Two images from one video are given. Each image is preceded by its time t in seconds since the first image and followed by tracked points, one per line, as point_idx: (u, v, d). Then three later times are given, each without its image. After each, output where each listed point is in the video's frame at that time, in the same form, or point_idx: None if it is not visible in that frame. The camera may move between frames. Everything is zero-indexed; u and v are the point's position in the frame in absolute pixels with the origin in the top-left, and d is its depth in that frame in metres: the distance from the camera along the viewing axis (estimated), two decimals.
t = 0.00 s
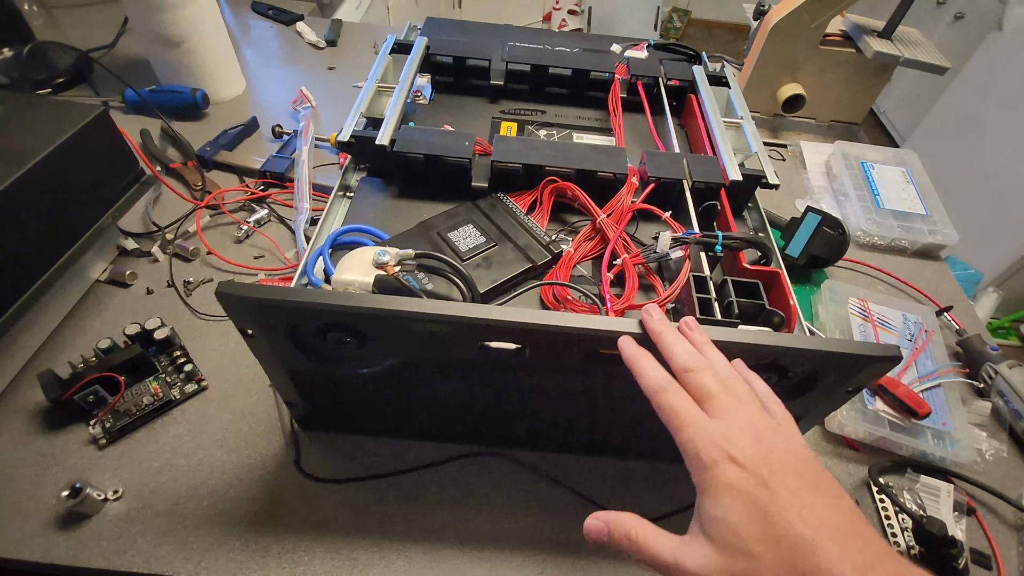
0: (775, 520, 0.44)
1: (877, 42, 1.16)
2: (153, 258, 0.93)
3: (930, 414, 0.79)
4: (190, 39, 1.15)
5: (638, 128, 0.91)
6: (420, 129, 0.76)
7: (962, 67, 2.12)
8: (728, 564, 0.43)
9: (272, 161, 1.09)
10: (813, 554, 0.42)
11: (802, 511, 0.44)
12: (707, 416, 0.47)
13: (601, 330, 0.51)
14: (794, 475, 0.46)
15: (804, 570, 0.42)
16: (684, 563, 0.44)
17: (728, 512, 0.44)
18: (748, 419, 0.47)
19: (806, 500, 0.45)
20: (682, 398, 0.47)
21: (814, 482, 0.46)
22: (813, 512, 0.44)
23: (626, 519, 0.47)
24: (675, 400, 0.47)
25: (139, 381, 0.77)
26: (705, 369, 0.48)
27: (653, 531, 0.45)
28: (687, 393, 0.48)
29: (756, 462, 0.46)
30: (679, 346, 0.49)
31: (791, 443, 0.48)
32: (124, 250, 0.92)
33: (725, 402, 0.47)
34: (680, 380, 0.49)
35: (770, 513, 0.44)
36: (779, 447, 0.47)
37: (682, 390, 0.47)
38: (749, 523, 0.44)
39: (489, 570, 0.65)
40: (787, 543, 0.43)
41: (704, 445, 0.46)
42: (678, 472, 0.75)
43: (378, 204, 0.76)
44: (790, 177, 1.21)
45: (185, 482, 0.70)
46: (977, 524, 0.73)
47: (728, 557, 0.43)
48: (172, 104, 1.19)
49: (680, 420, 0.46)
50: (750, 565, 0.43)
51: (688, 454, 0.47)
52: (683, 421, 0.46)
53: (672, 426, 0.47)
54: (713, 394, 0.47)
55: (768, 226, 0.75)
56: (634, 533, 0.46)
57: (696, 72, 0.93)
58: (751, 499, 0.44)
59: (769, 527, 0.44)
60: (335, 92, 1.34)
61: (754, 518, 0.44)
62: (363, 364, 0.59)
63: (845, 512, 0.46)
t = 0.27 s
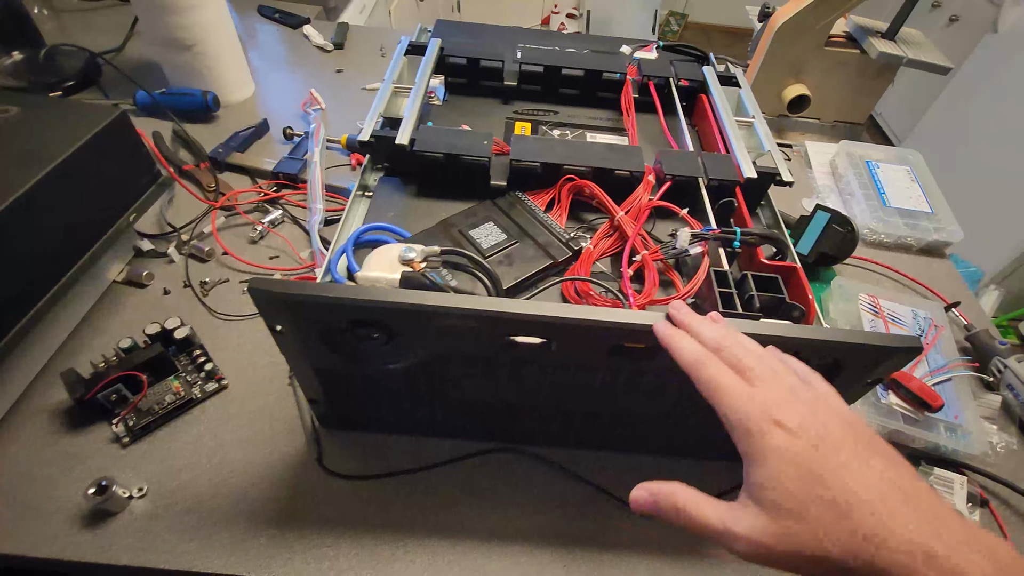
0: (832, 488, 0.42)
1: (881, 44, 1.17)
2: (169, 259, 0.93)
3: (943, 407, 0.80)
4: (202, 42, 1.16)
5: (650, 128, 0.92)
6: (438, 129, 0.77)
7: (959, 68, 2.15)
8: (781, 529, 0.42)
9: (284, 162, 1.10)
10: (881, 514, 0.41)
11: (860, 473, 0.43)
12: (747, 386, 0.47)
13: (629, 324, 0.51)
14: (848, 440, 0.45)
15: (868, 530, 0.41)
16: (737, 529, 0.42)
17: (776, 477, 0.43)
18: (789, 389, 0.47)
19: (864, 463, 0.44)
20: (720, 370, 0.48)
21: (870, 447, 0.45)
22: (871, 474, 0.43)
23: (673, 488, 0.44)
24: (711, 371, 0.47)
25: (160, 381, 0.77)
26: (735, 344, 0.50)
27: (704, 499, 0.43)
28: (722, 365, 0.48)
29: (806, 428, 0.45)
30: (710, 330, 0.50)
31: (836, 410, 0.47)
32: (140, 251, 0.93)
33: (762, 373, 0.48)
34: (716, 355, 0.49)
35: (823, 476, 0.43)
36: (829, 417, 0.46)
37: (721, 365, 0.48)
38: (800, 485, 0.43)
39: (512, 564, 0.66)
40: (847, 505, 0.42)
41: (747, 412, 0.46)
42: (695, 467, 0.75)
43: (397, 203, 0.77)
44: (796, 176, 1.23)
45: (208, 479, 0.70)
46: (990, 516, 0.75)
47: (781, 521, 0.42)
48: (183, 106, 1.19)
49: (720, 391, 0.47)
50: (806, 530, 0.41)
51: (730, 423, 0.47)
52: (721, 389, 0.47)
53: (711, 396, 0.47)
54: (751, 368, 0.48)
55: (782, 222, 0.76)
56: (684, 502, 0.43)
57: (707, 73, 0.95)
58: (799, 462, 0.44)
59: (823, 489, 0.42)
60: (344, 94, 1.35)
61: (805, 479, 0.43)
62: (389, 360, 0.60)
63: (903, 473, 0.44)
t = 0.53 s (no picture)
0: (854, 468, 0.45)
1: (880, 46, 1.20)
2: (185, 258, 0.95)
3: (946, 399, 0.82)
4: (214, 46, 1.18)
5: (657, 128, 0.94)
6: (453, 129, 0.79)
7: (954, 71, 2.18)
8: (790, 494, 0.46)
9: (296, 164, 1.11)
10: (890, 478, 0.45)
11: (868, 439, 0.47)
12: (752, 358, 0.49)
13: (647, 315, 0.53)
14: (854, 411, 0.48)
15: (875, 493, 0.45)
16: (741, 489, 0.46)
17: (788, 448, 0.46)
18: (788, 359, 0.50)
19: (872, 435, 0.47)
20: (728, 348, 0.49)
21: (876, 417, 0.49)
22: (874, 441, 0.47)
23: (682, 460, 0.48)
24: (719, 344, 0.49)
25: (180, 377, 0.79)
26: (735, 323, 0.51)
27: (711, 470, 0.47)
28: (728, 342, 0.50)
29: (820, 404, 0.48)
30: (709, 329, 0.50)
31: (835, 381, 0.50)
32: (155, 251, 0.94)
33: (765, 348, 0.50)
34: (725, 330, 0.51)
35: (836, 444, 0.46)
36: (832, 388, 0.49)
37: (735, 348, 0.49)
38: (814, 455, 0.46)
39: (530, 553, 0.67)
40: (861, 470, 0.45)
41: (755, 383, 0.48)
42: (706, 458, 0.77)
43: (414, 202, 0.78)
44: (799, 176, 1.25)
45: (230, 473, 0.71)
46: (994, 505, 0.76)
47: (791, 487, 0.46)
48: (195, 110, 1.21)
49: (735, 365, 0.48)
50: (815, 493, 0.45)
51: (741, 394, 0.48)
52: (729, 364, 0.48)
53: (720, 368, 0.48)
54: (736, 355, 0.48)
55: (789, 219, 0.78)
56: (693, 473, 0.47)
57: (713, 75, 0.97)
58: (812, 432, 0.46)
59: (835, 457, 0.46)
60: (352, 97, 1.37)
61: (816, 449, 0.46)
62: (412, 353, 0.62)
63: (899, 438, 0.48)
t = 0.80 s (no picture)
0: (844, 436, 0.46)
1: (871, 51, 1.22)
2: (191, 261, 0.96)
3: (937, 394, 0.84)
4: (218, 52, 1.19)
5: (654, 132, 0.96)
6: (456, 133, 0.81)
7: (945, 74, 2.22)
8: (778, 460, 0.46)
9: (299, 168, 1.13)
10: (879, 453, 0.46)
11: (855, 409, 0.47)
12: (744, 327, 0.48)
13: (647, 312, 0.54)
14: (845, 384, 0.48)
15: (868, 465, 0.45)
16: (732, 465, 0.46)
17: (777, 416, 0.46)
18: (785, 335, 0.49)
19: (867, 410, 0.47)
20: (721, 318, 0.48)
21: (863, 388, 0.49)
22: (879, 425, 0.47)
23: (668, 432, 0.47)
24: (711, 312, 0.48)
25: (188, 377, 0.80)
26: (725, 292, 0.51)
27: (701, 441, 0.46)
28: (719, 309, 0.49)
29: (820, 388, 0.47)
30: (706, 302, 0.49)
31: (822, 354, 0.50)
32: (162, 254, 0.96)
33: (755, 317, 0.49)
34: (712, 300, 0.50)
35: (824, 412, 0.46)
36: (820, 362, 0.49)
37: (723, 313, 0.48)
38: (803, 423, 0.46)
39: (533, 547, 0.69)
40: (854, 440, 0.46)
41: (750, 353, 0.47)
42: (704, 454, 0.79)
43: (417, 204, 0.80)
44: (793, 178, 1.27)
45: (239, 470, 0.73)
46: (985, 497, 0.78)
47: (780, 454, 0.45)
48: (199, 115, 1.23)
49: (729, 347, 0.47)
50: (805, 461, 0.45)
51: (733, 364, 0.48)
52: (722, 331, 0.48)
53: (712, 336, 0.48)
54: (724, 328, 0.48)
55: (783, 219, 0.80)
56: (680, 444, 0.46)
57: (708, 80, 1.00)
58: (806, 401, 0.47)
59: (826, 427, 0.46)
60: (353, 102, 1.39)
61: (809, 418, 0.46)
62: (418, 351, 0.63)
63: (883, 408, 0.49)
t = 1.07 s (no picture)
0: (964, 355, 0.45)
1: (861, 54, 1.24)
2: (188, 264, 0.97)
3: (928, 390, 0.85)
4: (215, 58, 1.20)
5: (647, 134, 0.98)
6: (451, 136, 0.82)
7: (936, 76, 2.24)
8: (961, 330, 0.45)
9: (296, 172, 1.14)
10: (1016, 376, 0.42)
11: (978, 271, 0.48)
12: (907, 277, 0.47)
13: (640, 310, 0.55)
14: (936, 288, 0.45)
15: None
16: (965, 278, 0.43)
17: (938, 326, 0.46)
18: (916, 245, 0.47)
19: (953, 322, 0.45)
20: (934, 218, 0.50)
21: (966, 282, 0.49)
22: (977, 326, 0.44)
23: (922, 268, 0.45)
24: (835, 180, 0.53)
25: (186, 379, 0.80)
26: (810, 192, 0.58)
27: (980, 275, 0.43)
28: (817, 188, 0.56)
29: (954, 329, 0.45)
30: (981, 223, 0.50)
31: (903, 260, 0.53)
32: (159, 257, 0.96)
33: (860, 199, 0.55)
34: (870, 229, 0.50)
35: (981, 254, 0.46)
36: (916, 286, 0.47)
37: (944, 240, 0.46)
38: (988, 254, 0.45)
39: (529, 545, 0.69)
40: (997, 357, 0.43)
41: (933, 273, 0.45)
42: (699, 451, 0.79)
43: (413, 205, 0.81)
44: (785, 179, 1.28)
45: (237, 471, 0.73)
46: (976, 492, 0.79)
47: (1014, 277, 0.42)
48: (196, 119, 1.23)
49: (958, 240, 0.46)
50: None
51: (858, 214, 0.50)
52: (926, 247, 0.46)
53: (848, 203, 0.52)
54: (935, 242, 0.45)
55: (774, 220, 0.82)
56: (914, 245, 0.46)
57: (700, 83, 1.01)
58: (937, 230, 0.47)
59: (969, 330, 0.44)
60: (350, 106, 1.40)
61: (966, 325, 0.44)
62: (415, 350, 0.64)
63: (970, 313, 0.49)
